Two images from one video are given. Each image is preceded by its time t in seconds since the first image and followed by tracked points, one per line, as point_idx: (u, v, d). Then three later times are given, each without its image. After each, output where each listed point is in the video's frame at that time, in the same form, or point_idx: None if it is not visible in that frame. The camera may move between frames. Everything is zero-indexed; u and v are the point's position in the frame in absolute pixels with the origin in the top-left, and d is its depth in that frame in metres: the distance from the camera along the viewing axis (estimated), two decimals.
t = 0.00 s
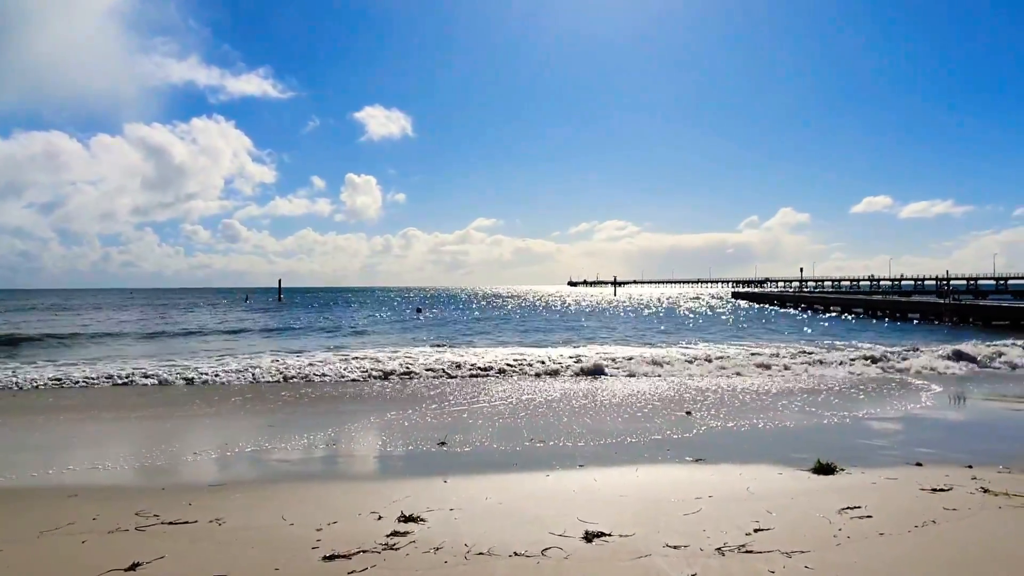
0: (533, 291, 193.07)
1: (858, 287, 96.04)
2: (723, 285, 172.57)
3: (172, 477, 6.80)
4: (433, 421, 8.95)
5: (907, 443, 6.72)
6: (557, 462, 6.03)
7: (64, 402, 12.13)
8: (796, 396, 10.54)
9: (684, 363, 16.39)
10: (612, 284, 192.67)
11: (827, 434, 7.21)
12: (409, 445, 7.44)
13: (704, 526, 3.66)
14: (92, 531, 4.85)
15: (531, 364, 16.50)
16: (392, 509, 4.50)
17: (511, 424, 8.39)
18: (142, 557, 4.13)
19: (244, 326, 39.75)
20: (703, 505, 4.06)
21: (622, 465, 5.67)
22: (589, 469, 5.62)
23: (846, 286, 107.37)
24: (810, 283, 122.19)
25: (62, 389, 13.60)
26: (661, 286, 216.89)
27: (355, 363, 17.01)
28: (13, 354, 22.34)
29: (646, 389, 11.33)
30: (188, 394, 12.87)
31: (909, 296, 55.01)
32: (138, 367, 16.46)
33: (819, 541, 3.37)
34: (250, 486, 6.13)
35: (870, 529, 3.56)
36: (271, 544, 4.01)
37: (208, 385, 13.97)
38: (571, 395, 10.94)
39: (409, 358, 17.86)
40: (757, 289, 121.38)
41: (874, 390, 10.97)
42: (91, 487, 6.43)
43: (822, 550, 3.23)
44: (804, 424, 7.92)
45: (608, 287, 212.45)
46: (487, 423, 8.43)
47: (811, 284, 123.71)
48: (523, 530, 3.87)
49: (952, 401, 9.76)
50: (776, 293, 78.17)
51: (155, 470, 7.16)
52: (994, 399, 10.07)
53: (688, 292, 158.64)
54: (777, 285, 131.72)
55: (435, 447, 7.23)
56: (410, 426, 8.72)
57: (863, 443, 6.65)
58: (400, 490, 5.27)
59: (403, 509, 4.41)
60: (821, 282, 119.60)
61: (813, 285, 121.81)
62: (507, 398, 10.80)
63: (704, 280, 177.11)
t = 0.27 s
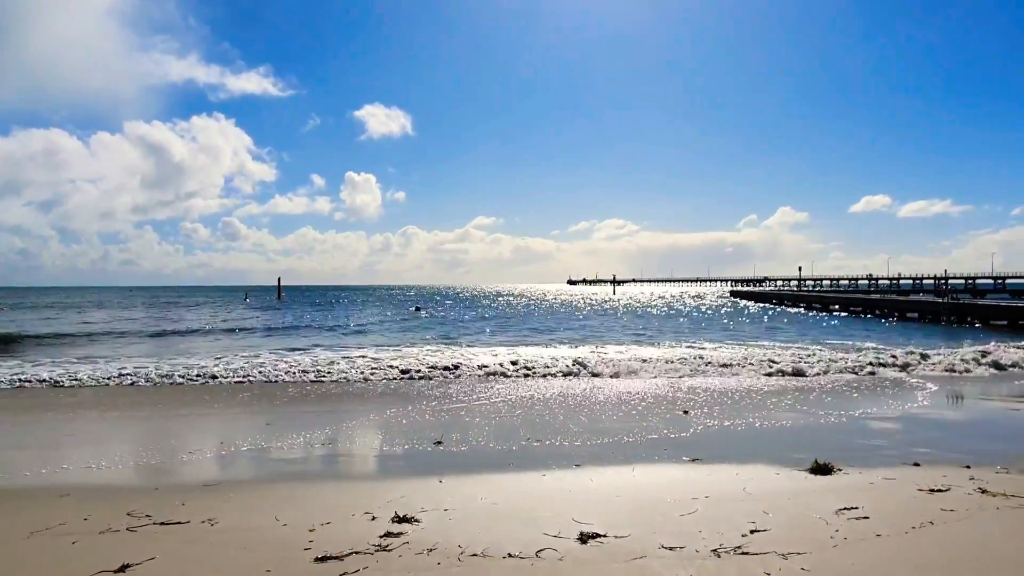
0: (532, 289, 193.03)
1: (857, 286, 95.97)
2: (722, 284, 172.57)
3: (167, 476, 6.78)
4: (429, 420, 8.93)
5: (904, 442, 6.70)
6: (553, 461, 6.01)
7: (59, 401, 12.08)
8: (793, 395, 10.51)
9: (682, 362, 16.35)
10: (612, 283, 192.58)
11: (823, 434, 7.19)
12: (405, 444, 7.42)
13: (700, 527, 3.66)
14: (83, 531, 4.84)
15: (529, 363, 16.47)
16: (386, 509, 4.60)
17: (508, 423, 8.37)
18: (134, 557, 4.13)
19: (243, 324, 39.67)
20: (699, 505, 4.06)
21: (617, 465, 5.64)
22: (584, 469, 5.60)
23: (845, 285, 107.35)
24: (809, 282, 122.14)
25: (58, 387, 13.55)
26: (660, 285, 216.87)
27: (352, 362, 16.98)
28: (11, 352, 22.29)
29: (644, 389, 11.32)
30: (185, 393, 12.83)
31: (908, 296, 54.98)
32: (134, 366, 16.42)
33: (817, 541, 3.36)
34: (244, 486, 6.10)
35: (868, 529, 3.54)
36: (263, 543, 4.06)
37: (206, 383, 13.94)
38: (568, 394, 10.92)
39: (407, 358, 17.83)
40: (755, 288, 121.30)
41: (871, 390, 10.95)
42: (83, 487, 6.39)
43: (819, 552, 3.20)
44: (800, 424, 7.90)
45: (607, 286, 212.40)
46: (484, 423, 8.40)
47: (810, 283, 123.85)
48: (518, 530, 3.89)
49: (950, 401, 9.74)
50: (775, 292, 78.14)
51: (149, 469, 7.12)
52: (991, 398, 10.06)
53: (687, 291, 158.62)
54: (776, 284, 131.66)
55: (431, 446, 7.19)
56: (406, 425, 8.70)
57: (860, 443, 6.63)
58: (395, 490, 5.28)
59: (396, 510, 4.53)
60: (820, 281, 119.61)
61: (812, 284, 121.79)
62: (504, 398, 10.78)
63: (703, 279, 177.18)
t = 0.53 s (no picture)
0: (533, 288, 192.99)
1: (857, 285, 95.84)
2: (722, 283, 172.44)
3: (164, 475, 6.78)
4: (428, 419, 8.91)
5: (903, 441, 6.67)
6: (550, 460, 5.99)
7: (56, 399, 12.06)
8: (793, 394, 10.48)
9: (682, 361, 16.32)
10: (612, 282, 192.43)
11: (822, 433, 7.16)
12: (402, 443, 7.40)
13: (697, 527, 3.64)
14: (76, 531, 4.82)
15: (528, 362, 16.44)
16: (378, 508, 4.76)
17: (506, 421, 8.35)
18: (127, 557, 4.16)
19: (243, 323, 39.68)
20: (696, 504, 4.06)
21: (614, 464, 5.61)
22: (581, 468, 5.58)
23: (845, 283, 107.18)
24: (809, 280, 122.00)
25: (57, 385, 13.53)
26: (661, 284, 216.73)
27: (351, 361, 16.96)
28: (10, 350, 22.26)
29: (643, 387, 11.28)
30: (183, 391, 12.80)
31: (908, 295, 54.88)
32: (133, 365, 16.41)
33: (815, 541, 3.34)
34: (239, 486, 6.08)
35: (867, 529, 3.51)
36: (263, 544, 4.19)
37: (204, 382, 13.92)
38: (567, 393, 10.89)
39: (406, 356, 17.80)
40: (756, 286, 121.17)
41: (871, 389, 10.91)
42: (77, 485, 6.37)
43: (815, 552, 3.18)
44: (800, 423, 7.87)
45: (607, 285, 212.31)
46: (482, 422, 8.38)
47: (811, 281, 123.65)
48: (515, 529, 3.89)
49: (949, 400, 9.71)
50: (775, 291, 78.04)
51: (143, 468, 7.10)
52: (990, 397, 10.02)
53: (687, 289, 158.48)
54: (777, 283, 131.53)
55: (428, 446, 7.16)
56: (404, 424, 8.68)
57: (859, 442, 6.60)
58: (391, 490, 5.32)
59: (390, 509, 4.64)
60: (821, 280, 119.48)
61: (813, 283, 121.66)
62: (502, 397, 10.75)
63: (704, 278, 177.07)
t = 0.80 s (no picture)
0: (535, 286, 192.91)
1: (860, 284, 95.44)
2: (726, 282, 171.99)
3: (165, 472, 6.81)
4: (428, 417, 8.90)
5: (904, 441, 6.63)
6: (550, 459, 5.97)
7: (57, 397, 12.08)
8: (794, 393, 10.43)
9: (684, 360, 16.26)
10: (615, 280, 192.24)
11: (824, 432, 7.12)
12: (402, 442, 7.39)
13: (699, 527, 3.62)
14: (72, 530, 4.85)
15: (529, 361, 16.41)
16: (378, 508, 4.75)
17: (506, 420, 8.33)
18: (122, 557, 4.17)
19: (245, 321, 39.75)
20: (696, 504, 4.05)
21: (613, 464, 5.60)
22: (581, 467, 5.57)
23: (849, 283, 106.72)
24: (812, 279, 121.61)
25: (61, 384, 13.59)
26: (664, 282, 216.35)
27: (353, 360, 16.98)
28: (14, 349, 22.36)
29: (644, 386, 11.24)
30: (186, 389, 12.83)
31: (912, 294, 54.62)
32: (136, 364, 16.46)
33: (817, 541, 3.32)
34: (238, 485, 6.09)
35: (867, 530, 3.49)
36: (259, 545, 4.22)
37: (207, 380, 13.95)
38: (568, 392, 10.86)
39: (408, 355, 17.80)
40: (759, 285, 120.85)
41: (873, 388, 10.85)
42: (80, 483, 6.41)
43: (816, 553, 3.15)
44: (801, 422, 7.83)
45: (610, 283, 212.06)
46: (482, 421, 8.36)
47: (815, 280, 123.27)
48: (513, 528, 3.89)
49: (952, 399, 9.65)
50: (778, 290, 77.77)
51: (142, 466, 7.11)
52: (994, 397, 9.95)
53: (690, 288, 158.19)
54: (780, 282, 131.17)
55: (428, 444, 7.16)
56: (405, 422, 8.67)
57: (860, 442, 6.57)
58: (390, 489, 5.33)
59: (389, 508, 4.67)
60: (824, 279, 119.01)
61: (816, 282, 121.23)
62: (503, 395, 10.73)
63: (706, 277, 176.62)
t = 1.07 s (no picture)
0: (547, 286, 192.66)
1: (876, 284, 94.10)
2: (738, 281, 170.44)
3: (180, 468, 6.95)
4: (439, 416, 8.95)
5: (919, 441, 6.53)
6: (559, 458, 5.97)
7: (75, 394, 12.32)
8: (807, 393, 10.31)
9: (695, 359, 16.14)
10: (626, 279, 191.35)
11: (837, 432, 7.03)
12: (413, 440, 7.46)
13: (708, 527, 3.60)
14: (84, 526, 4.96)
15: (540, 360, 16.39)
16: (387, 506, 4.80)
17: (516, 419, 8.34)
18: (132, 555, 4.27)
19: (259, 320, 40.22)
20: (704, 504, 4.03)
21: (621, 463, 5.59)
22: (589, 466, 5.56)
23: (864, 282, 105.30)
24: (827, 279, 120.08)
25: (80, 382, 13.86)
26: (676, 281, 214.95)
27: (365, 359, 17.10)
28: (36, 347, 22.87)
29: (654, 386, 11.19)
30: (201, 387, 13.02)
31: (929, 293, 53.73)
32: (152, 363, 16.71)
33: (828, 543, 3.29)
34: (248, 483, 6.18)
35: (876, 529, 3.46)
36: (266, 548, 4.29)
37: (221, 378, 14.13)
38: (578, 391, 10.85)
39: (418, 355, 17.90)
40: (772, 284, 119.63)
41: (888, 388, 10.68)
42: (97, 479, 6.56)
43: (827, 554, 3.11)
44: (813, 422, 7.75)
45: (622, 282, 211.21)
46: (492, 419, 8.39)
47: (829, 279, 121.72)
48: (520, 527, 3.91)
49: (969, 399, 9.49)
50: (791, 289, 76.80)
51: (155, 463, 7.24)
52: (1013, 398, 9.74)
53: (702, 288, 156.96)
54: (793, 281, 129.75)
55: (438, 443, 7.19)
56: (416, 420, 8.73)
57: (873, 441, 6.49)
58: (400, 487, 5.38)
59: (397, 507, 4.74)
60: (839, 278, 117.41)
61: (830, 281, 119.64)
62: (513, 394, 10.73)
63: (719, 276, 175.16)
